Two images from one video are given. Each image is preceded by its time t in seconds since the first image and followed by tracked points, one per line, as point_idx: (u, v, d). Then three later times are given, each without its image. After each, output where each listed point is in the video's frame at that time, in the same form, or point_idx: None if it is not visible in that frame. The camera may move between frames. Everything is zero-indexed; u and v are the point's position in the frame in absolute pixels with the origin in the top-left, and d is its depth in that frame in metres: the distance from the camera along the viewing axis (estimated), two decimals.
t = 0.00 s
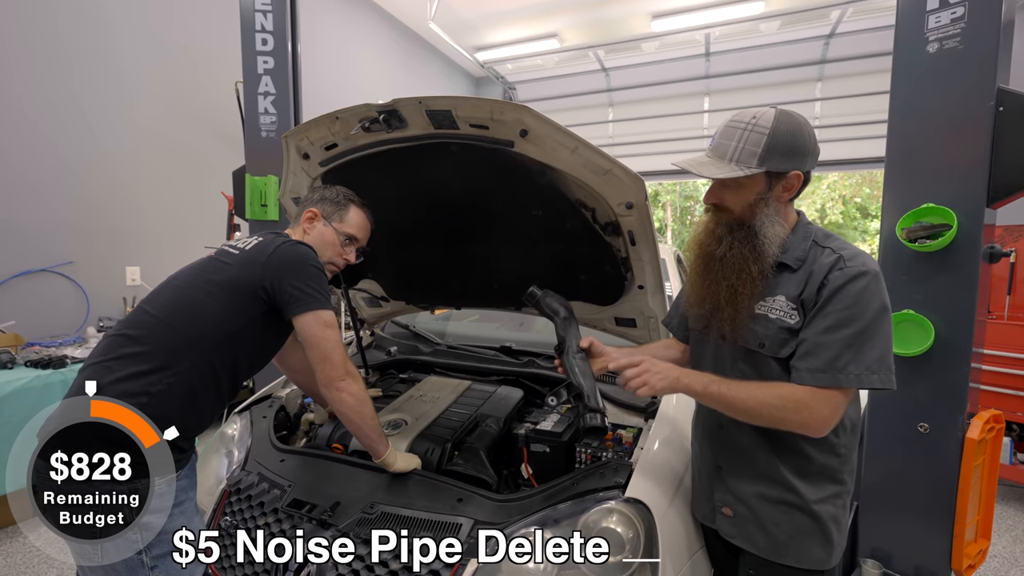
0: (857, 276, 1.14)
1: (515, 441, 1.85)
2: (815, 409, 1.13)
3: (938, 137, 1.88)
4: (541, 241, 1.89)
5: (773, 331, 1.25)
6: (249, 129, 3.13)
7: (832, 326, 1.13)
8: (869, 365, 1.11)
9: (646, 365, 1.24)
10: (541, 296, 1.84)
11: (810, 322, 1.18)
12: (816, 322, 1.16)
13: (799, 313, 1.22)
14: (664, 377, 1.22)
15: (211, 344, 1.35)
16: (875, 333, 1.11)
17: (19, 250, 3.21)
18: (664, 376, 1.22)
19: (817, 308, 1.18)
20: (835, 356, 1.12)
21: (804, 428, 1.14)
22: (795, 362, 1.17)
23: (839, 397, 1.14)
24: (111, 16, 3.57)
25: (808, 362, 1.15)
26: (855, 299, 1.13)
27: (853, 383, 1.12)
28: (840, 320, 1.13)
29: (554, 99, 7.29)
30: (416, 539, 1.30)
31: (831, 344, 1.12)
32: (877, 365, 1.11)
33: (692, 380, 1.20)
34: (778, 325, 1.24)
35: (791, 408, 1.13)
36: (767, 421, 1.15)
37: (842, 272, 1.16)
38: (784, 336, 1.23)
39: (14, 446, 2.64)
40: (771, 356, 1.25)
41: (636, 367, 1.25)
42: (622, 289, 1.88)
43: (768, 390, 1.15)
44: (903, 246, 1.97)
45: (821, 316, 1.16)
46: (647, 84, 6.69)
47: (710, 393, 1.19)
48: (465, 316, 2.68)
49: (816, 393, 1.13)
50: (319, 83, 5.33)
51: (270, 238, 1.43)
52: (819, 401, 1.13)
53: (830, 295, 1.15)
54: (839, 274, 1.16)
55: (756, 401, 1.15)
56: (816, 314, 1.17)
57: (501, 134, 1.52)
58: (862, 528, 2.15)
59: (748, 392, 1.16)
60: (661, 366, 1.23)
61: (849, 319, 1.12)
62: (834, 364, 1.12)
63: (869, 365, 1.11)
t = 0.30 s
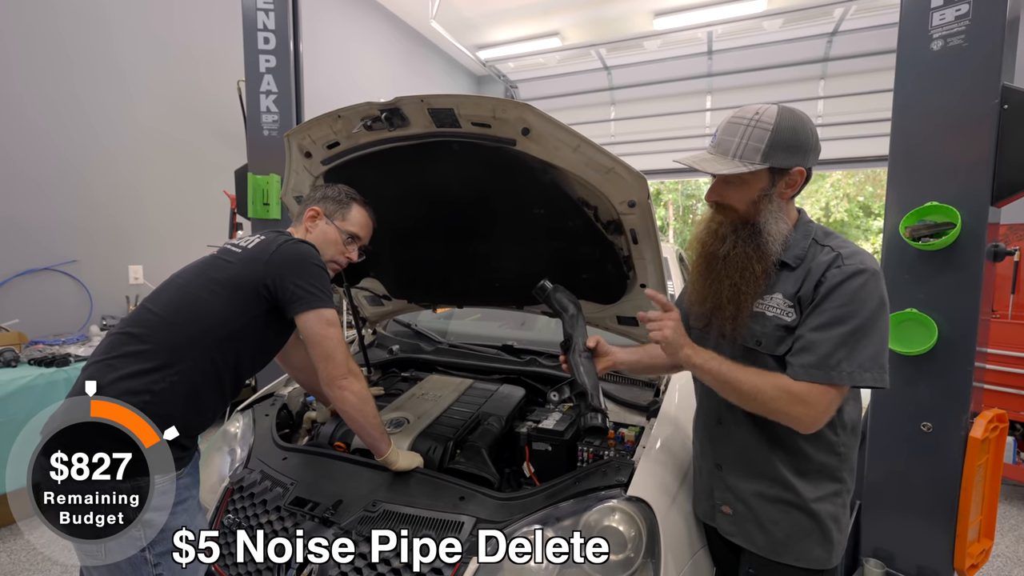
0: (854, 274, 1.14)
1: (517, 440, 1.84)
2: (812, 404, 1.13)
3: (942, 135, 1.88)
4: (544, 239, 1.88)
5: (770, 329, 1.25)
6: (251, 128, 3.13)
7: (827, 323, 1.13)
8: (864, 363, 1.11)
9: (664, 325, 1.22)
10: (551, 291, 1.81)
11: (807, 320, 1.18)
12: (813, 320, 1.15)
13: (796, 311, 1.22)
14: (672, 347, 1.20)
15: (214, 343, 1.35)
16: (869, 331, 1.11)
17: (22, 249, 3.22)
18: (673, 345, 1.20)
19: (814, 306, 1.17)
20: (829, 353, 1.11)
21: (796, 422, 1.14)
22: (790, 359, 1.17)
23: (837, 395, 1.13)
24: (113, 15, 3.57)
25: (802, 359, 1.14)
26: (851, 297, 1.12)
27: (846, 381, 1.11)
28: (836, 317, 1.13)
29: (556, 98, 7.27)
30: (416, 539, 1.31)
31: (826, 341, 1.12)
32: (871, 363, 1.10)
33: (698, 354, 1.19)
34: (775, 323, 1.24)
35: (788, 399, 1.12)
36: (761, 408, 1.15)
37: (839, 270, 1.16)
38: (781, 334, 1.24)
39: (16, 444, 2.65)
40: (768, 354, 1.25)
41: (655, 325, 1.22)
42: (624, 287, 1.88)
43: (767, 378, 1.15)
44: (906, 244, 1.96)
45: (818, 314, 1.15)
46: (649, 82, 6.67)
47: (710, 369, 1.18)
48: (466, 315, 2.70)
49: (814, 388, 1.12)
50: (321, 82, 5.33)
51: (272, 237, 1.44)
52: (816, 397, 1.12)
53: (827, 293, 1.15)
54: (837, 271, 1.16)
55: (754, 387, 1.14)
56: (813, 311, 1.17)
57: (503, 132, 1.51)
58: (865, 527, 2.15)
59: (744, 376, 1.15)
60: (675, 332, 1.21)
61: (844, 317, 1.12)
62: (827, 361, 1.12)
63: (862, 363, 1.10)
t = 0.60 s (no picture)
0: (853, 272, 1.13)
1: (519, 439, 1.85)
2: (792, 401, 1.12)
3: (944, 133, 1.87)
4: (545, 238, 1.88)
5: (768, 327, 1.24)
6: (253, 126, 3.13)
7: (822, 320, 1.13)
8: (856, 360, 1.10)
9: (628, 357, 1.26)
10: (549, 294, 1.86)
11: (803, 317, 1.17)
12: (810, 317, 1.15)
13: (795, 310, 1.21)
14: (641, 370, 1.23)
15: (215, 341, 1.35)
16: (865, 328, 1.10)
17: (24, 247, 3.22)
18: (641, 369, 1.22)
19: (811, 303, 1.17)
20: (821, 348, 1.11)
21: (779, 418, 1.13)
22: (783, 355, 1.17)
23: (819, 390, 1.12)
24: (114, 13, 3.57)
25: (794, 354, 1.14)
26: (847, 294, 1.12)
27: (837, 377, 1.10)
28: (831, 315, 1.12)
29: (557, 96, 7.27)
30: (416, 539, 1.31)
31: (818, 337, 1.12)
32: (864, 360, 1.10)
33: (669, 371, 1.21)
34: (774, 321, 1.24)
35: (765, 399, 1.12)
36: (740, 410, 1.15)
37: (838, 268, 1.15)
38: (779, 332, 1.23)
39: (17, 442, 2.66)
40: (767, 352, 1.25)
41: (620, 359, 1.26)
42: (626, 286, 1.87)
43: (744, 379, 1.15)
44: (909, 244, 1.96)
45: (813, 311, 1.15)
46: (651, 81, 6.66)
47: (688, 381, 1.19)
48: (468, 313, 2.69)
49: (794, 384, 1.12)
50: (322, 80, 5.33)
51: (275, 235, 1.44)
52: (796, 393, 1.12)
53: (825, 290, 1.15)
54: (835, 270, 1.15)
55: (730, 391, 1.15)
56: (810, 309, 1.17)
57: (505, 130, 1.51)
58: (866, 527, 2.14)
59: (724, 382, 1.16)
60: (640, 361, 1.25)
61: (840, 314, 1.12)
62: (819, 356, 1.11)
63: (854, 359, 1.10)
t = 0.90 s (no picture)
0: (851, 272, 1.14)
1: (519, 439, 1.85)
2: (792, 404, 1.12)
3: (944, 133, 1.87)
4: (544, 239, 1.89)
5: (767, 328, 1.24)
6: (253, 127, 3.13)
7: (821, 319, 1.13)
8: (851, 359, 1.10)
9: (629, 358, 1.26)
10: (552, 290, 1.88)
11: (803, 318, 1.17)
12: (809, 317, 1.15)
13: (793, 311, 1.22)
14: (641, 370, 1.23)
15: (215, 341, 1.36)
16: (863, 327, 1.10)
17: (26, 247, 3.23)
18: (643, 369, 1.23)
19: (809, 303, 1.17)
20: (816, 345, 1.11)
21: (778, 420, 1.13)
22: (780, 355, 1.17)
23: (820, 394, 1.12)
24: (113, 13, 3.57)
25: (791, 353, 1.14)
26: (845, 294, 1.12)
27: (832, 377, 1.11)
28: (830, 314, 1.12)
29: (558, 96, 7.27)
30: (416, 539, 1.31)
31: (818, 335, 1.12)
32: (861, 360, 1.10)
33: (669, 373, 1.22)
34: (773, 322, 1.24)
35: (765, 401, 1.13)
36: (740, 412, 1.15)
37: (835, 269, 1.16)
38: (778, 332, 1.23)
39: (18, 442, 2.67)
40: (766, 352, 1.25)
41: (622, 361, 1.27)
42: (626, 286, 1.87)
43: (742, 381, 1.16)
44: (909, 243, 1.96)
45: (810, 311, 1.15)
46: (651, 81, 6.66)
47: (688, 384, 1.18)
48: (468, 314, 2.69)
49: (795, 388, 1.12)
50: (323, 80, 5.34)
51: (275, 236, 1.44)
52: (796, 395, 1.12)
53: (822, 291, 1.15)
54: (833, 270, 1.15)
55: (730, 392, 1.15)
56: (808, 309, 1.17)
57: (505, 131, 1.51)
58: (866, 527, 2.14)
59: (724, 384, 1.16)
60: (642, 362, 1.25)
61: (839, 314, 1.12)
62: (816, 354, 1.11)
63: (850, 359, 1.10)
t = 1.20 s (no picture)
0: (861, 277, 1.12)
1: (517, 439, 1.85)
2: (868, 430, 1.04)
3: (943, 134, 1.87)
4: (542, 239, 1.89)
5: (775, 332, 1.21)
6: (252, 127, 3.12)
7: (846, 330, 1.09)
8: (884, 370, 1.05)
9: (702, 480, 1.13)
10: (556, 270, 1.78)
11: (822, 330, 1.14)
12: (831, 326, 1.11)
13: (801, 315, 1.19)
14: (722, 485, 1.10)
15: (214, 342, 1.36)
16: (894, 336, 1.06)
17: (25, 246, 3.23)
18: (726, 484, 1.10)
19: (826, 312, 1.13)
20: (853, 361, 1.06)
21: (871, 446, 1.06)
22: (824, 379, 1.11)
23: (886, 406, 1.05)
24: (113, 12, 3.57)
25: (829, 373, 1.09)
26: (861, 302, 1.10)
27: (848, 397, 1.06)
28: (855, 323, 1.08)
29: (557, 97, 7.28)
30: (416, 539, 1.31)
31: (849, 349, 1.07)
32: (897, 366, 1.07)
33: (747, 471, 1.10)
34: (780, 327, 1.21)
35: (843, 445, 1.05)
36: (832, 468, 1.05)
37: (844, 275, 1.13)
38: (788, 337, 1.20)
39: (17, 443, 2.67)
40: (772, 357, 1.22)
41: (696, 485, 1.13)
42: (624, 286, 1.88)
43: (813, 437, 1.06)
44: (907, 244, 1.96)
45: (830, 321, 1.11)
46: (651, 81, 6.66)
47: (773, 476, 1.07)
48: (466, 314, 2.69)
49: (865, 419, 1.04)
50: (322, 81, 5.34)
51: (273, 235, 1.44)
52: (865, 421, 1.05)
53: (837, 297, 1.12)
54: (844, 275, 1.13)
55: (814, 458, 1.05)
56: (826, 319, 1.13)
57: (503, 131, 1.51)
58: (865, 527, 2.15)
59: (804, 455, 1.06)
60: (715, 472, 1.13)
61: (862, 323, 1.08)
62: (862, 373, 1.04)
63: (884, 370, 1.04)
